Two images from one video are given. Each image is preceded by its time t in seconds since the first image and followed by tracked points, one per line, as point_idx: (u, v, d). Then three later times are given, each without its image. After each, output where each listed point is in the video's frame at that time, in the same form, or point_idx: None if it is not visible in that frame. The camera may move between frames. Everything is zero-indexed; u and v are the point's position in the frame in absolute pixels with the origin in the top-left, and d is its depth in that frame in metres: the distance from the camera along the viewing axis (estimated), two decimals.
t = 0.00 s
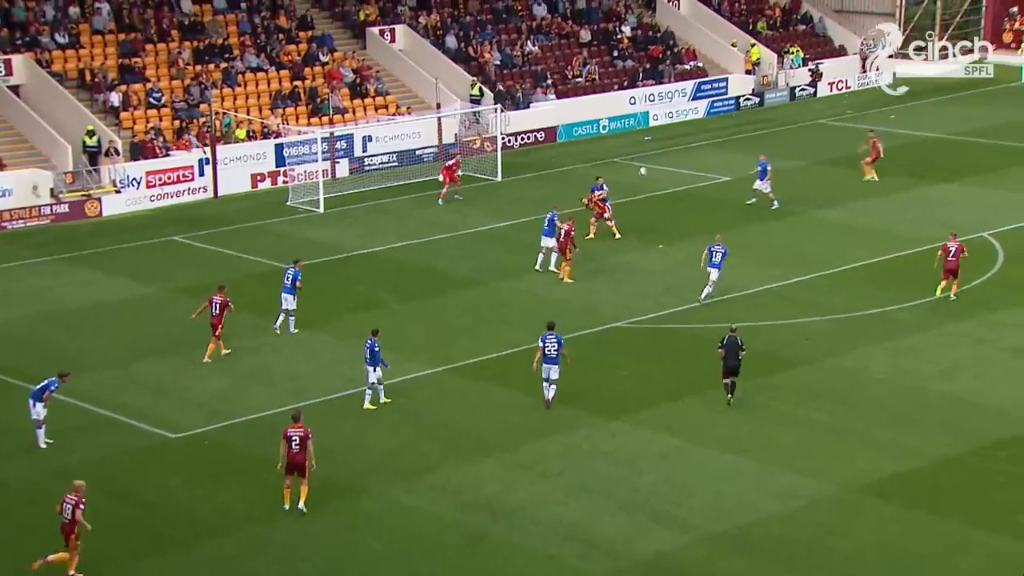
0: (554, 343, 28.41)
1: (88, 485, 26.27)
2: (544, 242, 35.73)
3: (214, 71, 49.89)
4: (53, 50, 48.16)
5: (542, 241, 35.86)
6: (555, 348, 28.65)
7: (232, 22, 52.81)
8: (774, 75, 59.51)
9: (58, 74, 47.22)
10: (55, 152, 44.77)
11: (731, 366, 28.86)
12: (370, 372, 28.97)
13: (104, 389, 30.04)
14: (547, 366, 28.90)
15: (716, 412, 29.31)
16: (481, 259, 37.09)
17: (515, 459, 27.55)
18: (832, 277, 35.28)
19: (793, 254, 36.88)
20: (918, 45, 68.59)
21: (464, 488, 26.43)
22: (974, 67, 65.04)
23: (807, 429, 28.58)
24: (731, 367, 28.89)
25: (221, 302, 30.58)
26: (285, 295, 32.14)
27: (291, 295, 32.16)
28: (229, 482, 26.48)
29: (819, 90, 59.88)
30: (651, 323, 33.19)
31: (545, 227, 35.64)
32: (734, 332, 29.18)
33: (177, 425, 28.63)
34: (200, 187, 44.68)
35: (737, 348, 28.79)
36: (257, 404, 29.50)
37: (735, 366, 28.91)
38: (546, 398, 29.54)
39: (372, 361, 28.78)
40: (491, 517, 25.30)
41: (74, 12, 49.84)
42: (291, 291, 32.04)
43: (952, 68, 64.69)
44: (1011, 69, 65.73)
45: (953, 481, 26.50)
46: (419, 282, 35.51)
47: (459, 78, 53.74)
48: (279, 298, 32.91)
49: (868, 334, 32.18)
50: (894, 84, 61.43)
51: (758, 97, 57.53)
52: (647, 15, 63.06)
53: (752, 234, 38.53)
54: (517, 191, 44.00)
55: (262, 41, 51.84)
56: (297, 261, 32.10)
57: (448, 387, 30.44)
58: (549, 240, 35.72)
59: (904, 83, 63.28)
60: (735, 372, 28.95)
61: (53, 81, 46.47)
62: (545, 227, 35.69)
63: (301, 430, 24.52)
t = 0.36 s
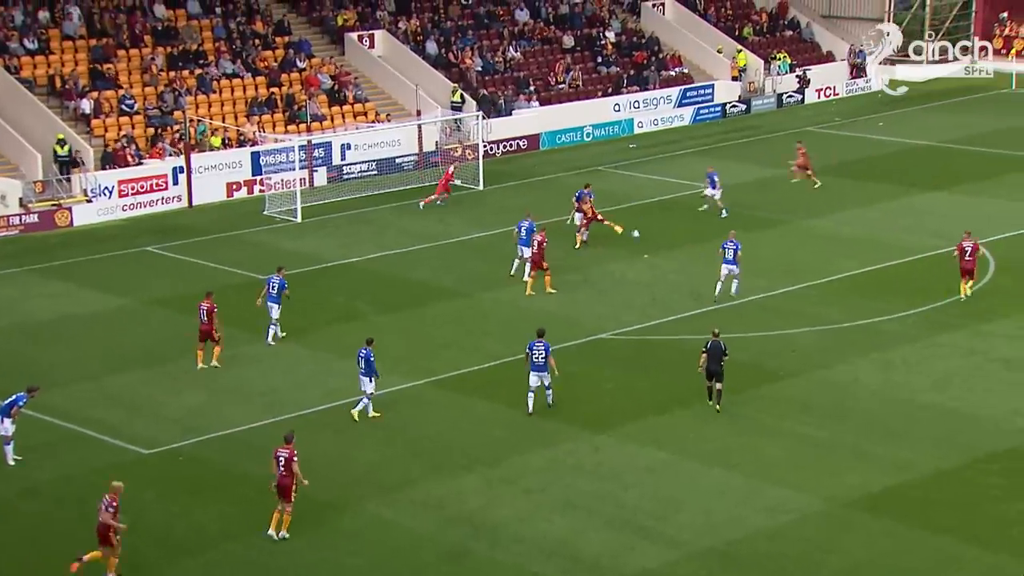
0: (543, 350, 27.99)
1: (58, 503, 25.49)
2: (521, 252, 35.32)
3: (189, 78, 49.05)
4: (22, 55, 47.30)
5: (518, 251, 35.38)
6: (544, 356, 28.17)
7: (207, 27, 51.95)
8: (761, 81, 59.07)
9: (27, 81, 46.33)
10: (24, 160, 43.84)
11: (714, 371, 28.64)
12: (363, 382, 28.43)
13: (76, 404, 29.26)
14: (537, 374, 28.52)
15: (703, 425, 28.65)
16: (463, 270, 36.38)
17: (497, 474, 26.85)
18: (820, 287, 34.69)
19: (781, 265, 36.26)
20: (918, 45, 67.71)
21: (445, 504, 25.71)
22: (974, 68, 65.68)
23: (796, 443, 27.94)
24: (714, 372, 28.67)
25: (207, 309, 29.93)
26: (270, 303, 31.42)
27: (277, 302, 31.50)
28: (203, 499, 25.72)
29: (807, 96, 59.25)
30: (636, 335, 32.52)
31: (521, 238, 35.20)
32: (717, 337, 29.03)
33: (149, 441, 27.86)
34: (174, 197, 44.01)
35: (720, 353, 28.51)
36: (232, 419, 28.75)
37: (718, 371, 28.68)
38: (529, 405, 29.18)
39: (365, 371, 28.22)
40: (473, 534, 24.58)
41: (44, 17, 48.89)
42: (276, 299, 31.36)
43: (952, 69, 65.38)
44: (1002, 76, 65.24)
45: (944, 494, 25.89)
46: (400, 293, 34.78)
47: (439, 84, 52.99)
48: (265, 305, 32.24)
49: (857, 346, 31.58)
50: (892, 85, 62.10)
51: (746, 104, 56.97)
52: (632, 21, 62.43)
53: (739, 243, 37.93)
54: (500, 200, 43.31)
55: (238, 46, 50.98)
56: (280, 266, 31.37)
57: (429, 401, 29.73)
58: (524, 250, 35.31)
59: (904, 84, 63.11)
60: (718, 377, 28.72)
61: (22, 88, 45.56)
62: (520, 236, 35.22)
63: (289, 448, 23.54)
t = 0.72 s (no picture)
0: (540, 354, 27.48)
1: (32, 516, 24.76)
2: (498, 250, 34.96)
3: (169, 80, 48.20)
4: None
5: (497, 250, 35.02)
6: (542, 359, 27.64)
7: (188, 28, 51.12)
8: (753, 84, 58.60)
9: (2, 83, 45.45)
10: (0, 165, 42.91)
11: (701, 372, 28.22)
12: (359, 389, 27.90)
13: (53, 415, 28.54)
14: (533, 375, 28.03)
15: (695, 435, 28.03)
16: (449, 276, 35.71)
17: (484, 485, 26.19)
18: (814, 293, 34.11)
19: (775, 271, 35.67)
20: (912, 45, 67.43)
21: (431, 516, 25.04)
22: (974, 68, 65.69)
23: (790, 452, 27.32)
24: (702, 372, 28.24)
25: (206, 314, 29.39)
26: (263, 306, 30.86)
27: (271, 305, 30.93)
28: (182, 511, 25.01)
29: (799, 100, 58.75)
30: (626, 342, 31.91)
31: (497, 236, 34.78)
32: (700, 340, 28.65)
33: (128, 452, 27.15)
34: (153, 202, 43.09)
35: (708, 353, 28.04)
36: (213, 429, 28.03)
37: (706, 371, 28.27)
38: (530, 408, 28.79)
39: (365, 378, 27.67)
40: (459, 547, 23.91)
41: (19, 18, 47.98)
42: (268, 302, 30.77)
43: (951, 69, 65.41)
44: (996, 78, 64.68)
45: (941, 505, 25.29)
46: (385, 300, 34.11)
47: (425, 87, 52.29)
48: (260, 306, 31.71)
49: (851, 353, 30.99)
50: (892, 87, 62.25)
51: (738, 107, 56.55)
52: (622, 22, 61.87)
53: (731, 249, 37.33)
54: (487, 205, 42.68)
55: (219, 48, 50.17)
56: (270, 268, 30.67)
57: (414, 410, 29.06)
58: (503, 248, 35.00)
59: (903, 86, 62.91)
60: (705, 377, 28.31)
61: None
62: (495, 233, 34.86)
63: (295, 475, 22.31)
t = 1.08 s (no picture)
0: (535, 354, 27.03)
1: (6, 528, 24.00)
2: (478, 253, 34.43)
3: (148, 80, 47.31)
4: None
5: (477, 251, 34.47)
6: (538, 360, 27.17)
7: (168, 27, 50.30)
8: (747, 84, 58.03)
9: None
10: None
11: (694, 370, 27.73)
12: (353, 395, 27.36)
13: (29, 423, 27.78)
14: (529, 376, 27.57)
15: (688, 443, 27.34)
16: (437, 281, 34.98)
17: (472, 495, 25.48)
18: (811, 299, 33.46)
19: (770, 276, 35.02)
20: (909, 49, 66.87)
21: (417, 526, 24.32)
22: (974, 68, 65.10)
23: (785, 461, 26.63)
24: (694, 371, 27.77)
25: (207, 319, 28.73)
26: (257, 308, 30.38)
27: (265, 307, 30.44)
28: (161, 520, 24.27)
29: (795, 100, 57.91)
30: (617, 348, 31.22)
31: (479, 240, 34.24)
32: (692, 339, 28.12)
33: (106, 463, 26.39)
34: (132, 205, 42.14)
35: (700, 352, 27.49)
36: (194, 438, 27.28)
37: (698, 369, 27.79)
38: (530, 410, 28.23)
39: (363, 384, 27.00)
40: (445, 559, 23.20)
41: None
42: (261, 304, 30.26)
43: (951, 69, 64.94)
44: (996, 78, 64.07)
45: (940, 514, 24.62)
46: (370, 306, 33.37)
47: (412, 89, 51.45)
48: (253, 309, 31.25)
49: (847, 360, 30.32)
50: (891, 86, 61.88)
51: (730, 108, 55.56)
52: (613, 21, 61.18)
53: (725, 253, 36.67)
54: (476, 208, 41.96)
55: (200, 47, 49.35)
56: (265, 270, 30.12)
57: (400, 419, 28.34)
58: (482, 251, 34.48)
59: (903, 86, 62.44)
60: (698, 376, 27.84)
61: None
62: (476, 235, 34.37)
63: (309, 491, 21.51)
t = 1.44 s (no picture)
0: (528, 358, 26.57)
1: None
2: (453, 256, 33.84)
3: (121, 83, 46.25)
4: None
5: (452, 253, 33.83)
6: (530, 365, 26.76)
7: (142, 29, 49.21)
8: (737, 88, 57.12)
9: None
10: None
11: (684, 374, 27.28)
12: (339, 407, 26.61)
13: None
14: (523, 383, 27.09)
15: (678, 456, 26.53)
16: (421, 290, 34.15)
17: (456, 510, 24.66)
18: (803, 307, 32.72)
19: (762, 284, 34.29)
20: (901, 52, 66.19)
21: (398, 543, 23.49)
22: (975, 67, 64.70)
23: (778, 475, 25.84)
24: (684, 374, 27.30)
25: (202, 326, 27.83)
26: (242, 313, 29.72)
27: (250, 312, 29.83)
28: (133, 537, 23.40)
29: (787, 104, 57.59)
30: (606, 358, 30.45)
31: (453, 242, 33.66)
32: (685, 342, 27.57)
33: (78, 478, 25.50)
34: (105, 212, 40.87)
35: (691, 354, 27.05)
36: (168, 452, 26.40)
37: (688, 371, 27.32)
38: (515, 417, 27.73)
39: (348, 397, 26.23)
40: None
41: None
42: (247, 309, 29.64)
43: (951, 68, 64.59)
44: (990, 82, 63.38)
45: (937, 528, 23.85)
46: (352, 315, 32.54)
47: (394, 92, 50.46)
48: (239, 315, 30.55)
49: (841, 370, 29.56)
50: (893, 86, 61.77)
51: (722, 111, 55.21)
52: (601, 22, 60.45)
53: (716, 260, 35.92)
54: (460, 215, 41.16)
55: (175, 49, 48.30)
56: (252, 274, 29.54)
57: (382, 432, 27.49)
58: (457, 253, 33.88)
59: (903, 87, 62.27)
60: (689, 379, 27.37)
61: None
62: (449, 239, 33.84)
63: (321, 504, 20.90)
